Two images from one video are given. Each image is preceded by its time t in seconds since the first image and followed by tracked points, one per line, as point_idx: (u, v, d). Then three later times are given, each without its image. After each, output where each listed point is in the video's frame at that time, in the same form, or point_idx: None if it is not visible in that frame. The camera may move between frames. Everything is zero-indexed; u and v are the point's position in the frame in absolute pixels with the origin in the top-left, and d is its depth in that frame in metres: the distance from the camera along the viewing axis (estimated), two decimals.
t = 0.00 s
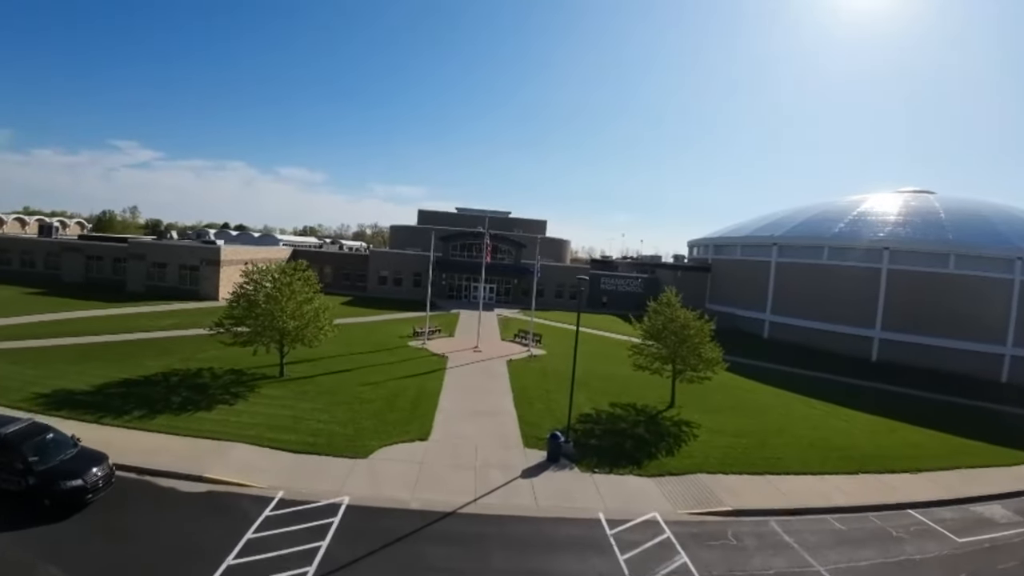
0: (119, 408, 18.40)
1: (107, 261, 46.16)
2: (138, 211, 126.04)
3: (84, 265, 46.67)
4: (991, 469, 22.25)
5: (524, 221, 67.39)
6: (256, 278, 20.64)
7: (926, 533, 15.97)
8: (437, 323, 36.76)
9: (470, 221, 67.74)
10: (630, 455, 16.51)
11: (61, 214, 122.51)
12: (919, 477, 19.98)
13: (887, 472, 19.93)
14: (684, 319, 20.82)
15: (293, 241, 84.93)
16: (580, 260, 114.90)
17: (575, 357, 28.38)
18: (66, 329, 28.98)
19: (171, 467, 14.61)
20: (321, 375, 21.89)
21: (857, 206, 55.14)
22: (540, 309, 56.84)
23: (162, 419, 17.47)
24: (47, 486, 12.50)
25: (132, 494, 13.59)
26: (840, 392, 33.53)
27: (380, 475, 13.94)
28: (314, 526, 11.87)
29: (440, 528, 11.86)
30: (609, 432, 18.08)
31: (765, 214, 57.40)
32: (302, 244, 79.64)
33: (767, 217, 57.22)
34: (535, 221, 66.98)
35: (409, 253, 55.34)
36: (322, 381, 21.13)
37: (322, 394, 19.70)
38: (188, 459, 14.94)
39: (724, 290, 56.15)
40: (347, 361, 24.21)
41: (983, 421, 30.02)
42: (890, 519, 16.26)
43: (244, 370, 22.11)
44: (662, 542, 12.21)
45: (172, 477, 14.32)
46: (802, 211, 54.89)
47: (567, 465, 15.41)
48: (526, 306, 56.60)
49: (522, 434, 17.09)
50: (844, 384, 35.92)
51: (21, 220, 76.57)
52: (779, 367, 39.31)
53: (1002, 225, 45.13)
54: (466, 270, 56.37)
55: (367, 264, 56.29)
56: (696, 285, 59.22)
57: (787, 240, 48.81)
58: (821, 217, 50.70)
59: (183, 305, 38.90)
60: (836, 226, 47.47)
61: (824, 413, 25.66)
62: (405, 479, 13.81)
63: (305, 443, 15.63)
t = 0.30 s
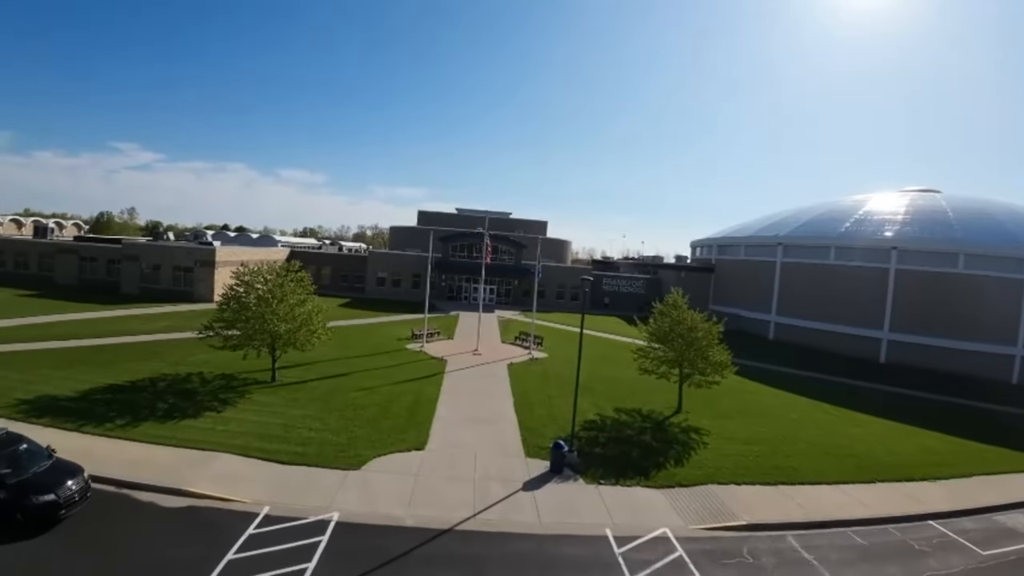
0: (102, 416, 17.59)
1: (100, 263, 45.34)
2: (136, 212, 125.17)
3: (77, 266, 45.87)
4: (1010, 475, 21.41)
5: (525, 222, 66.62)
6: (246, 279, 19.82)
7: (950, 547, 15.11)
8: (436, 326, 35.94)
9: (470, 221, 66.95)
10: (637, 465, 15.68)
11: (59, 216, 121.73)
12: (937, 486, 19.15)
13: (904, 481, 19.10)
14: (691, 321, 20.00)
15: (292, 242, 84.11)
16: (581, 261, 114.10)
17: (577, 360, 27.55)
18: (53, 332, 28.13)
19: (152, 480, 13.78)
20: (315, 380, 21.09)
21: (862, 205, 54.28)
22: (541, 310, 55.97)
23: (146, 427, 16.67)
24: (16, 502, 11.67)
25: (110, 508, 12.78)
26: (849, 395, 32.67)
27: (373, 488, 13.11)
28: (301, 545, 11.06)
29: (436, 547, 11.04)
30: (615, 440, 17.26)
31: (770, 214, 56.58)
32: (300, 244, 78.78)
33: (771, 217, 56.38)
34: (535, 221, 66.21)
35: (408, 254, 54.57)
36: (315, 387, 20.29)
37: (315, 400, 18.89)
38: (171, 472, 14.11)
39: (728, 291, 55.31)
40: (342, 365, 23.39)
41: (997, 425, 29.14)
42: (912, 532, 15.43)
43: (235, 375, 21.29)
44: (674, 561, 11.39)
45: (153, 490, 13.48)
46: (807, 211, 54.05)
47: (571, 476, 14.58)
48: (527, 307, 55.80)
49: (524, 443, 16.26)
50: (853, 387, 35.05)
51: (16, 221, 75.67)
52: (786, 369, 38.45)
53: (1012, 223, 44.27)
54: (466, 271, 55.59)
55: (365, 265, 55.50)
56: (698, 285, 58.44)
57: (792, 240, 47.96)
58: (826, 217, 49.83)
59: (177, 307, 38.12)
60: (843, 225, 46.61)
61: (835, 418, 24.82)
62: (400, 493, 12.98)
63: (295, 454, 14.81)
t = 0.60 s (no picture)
0: (85, 421, 16.79)
1: (96, 262, 44.60)
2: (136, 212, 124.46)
3: (72, 266, 45.13)
4: None
5: (527, 221, 65.81)
6: (237, 278, 19.00)
7: (976, 560, 14.23)
8: (436, 326, 35.15)
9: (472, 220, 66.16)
10: (646, 474, 14.86)
11: (61, 215, 121.28)
12: (959, 494, 18.26)
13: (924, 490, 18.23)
14: (701, 323, 19.16)
15: (292, 241, 83.33)
16: (583, 261, 113.15)
17: (581, 362, 26.71)
18: (43, 333, 27.38)
19: (132, 492, 12.99)
20: (309, 383, 20.29)
21: (871, 204, 53.30)
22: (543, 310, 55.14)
23: (130, 434, 15.88)
24: None
25: (86, 522, 11.97)
26: (860, 397, 31.78)
27: (364, 501, 12.31)
28: (286, 564, 10.26)
29: (431, 567, 10.23)
30: (621, 447, 16.43)
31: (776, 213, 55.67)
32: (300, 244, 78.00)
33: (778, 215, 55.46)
34: (538, 220, 65.39)
35: (408, 253, 53.78)
36: (309, 390, 19.50)
37: (308, 404, 18.10)
38: (152, 483, 13.33)
39: (734, 290, 54.43)
40: (338, 368, 22.58)
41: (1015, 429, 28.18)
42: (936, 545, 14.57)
43: (226, 377, 20.51)
44: None
45: (132, 503, 12.69)
46: (815, 209, 53.10)
47: (576, 487, 13.76)
48: (529, 307, 55.00)
49: (527, 450, 15.44)
50: (864, 389, 34.15)
51: (14, 220, 75.01)
52: (794, 370, 37.57)
53: None
54: (467, 270, 54.78)
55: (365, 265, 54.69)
56: (703, 285, 57.58)
57: (800, 238, 47.05)
58: (835, 215, 48.88)
59: (172, 307, 37.37)
60: (851, 224, 45.70)
61: (848, 422, 23.95)
62: (394, 506, 12.17)
63: (284, 463, 14.01)
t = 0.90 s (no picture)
0: (68, 425, 16.06)
1: (93, 260, 43.98)
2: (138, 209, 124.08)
3: (69, 263, 44.48)
4: None
5: (530, 218, 65.02)
6: (228, 276, 18.21)
7: None
8: (437, 325, 34.37)
9: (475, 218, 65.40)
10: (656, 484, 14.04)
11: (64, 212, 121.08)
12: (984, 504, 17.39)
13: (947, 499, 17.34)
14: (713, 323, 18.34)
15: (293, 238, 82.58)
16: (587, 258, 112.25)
17: (587, 363, 25.88)
18: (33, 332, 26.70)
19: (112, 502, 12.23)
20: (305, 384, 19.55)
21: (881, 202, 52.28)
22: (547, 309, 54.30)
23: (114, 439, 15.14)
24: None
25: (60, 536, 11.17)
26: (873, 400, 30.88)
27: (357, 514, 11.52)
28: None
29: None
30: (630, 454, 15.62)
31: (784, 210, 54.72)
32: (301, 241, 77.38)
33: (786, 213, 54.51)
34: (541, 218, 64.59)
35: (409, 251, 53.04)
36: (304, 392, 18.74)
37: (303, 407, 17.35)
38: (134, 492, 12.56)
39: (742, 289, 53.55)
40: (335, 368, 21.81)
41: None
42: (965, 561, 13.71)
43: (219, 379, 19.78)
44: None
45: (111, 514, 11.93)
46: (824, 207, 52.12)
47: (582, 498, 12.97)
48: (533, 306, 54.21)
49: (531, 457, 14.64)
50: (877, 391, 33.23)
51: (13, 217, 74.48)
52: (804, 372, 36.68)
53: None
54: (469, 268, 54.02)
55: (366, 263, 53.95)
56: (710, 284, 56.73)
57: (810, 236, 46.11)
58: (845, 213, 47.90)
59: (168, 306, 36.67)
60: (862, 222, 44.73)
61: (864, 427, 23.04)
62: (389, 520, 11.38)
63: (273, 471, 13.24)
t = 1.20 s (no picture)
0: (51, 428, 15.34)
1: (91, 256, 43.43)
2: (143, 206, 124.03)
3: (67, 260, 43.92)
4: None
5: (535, 216, 64.16)
6: (220, 273, 17.47)
7: None
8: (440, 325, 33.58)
9: (480, 216, 64.59)
10: (670, 496, 13.19)
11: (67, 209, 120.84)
12: (1013, 516, 16.44)
13: (975, 511, 16.40)
14: (727, 325, 17.47)
15: (295, 236, 81.94)
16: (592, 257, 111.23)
17: (594, 365, 25.05)
18: (24, 330, 26.04)
19: (89, 513, 11.44)
20: (300, 386, 18.79)
21: (893, 200, 51.12)
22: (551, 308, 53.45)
23: (97, 444, 14.40)
24: None
25: (31, 548, 10.40)
26: (889, 404, 29.91)
27: (349, 530, 10.73)
28: None
29: None
30: (639, 462, 14.79)
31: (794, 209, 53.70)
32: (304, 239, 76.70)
33: (796, 212, 53.46)
34: (546, 216, 63.75)
35: (412, 248, 52.28)
36: (299, 395, 18.00)
37: (297, 410, 16.58)
38: (114, 503, 11.79)
39: (751, 289, 52.58)
40: (333, 370, 21.05)
41: None
42: None
43: (212, 380, 19.05)
44: None
45: (88, 526, 11.15)
46: (835, 206, 51.05)
47: (591, 511, 12.15)
48: (537, 305, 53.39)
49: (536, 466, 13.82)
50: (892, 394, 32.23)
51: (14, 213, 74.02)
52: (816, 374, 35.70)
53: None
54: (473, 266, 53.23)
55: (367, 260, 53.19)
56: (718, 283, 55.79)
57: (821, 235, 45.10)
58: (857, 211, 46.82)
59: (166, 303, 36.03)
60: (875, 220, 43.67)
61: (882, 433, 22.10)
62: (383, 535, 10.59)
63: (262, 481, 12.47)
